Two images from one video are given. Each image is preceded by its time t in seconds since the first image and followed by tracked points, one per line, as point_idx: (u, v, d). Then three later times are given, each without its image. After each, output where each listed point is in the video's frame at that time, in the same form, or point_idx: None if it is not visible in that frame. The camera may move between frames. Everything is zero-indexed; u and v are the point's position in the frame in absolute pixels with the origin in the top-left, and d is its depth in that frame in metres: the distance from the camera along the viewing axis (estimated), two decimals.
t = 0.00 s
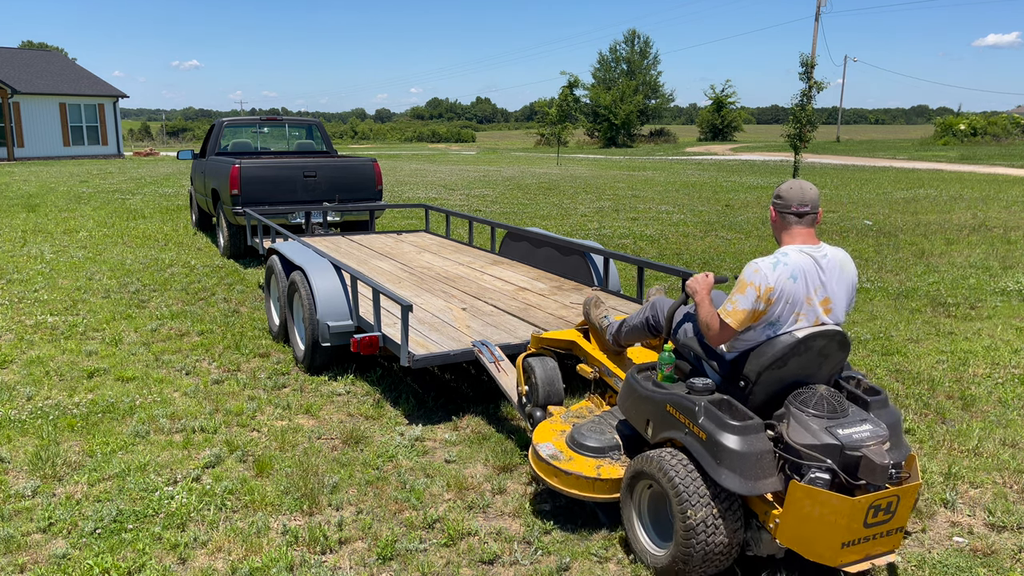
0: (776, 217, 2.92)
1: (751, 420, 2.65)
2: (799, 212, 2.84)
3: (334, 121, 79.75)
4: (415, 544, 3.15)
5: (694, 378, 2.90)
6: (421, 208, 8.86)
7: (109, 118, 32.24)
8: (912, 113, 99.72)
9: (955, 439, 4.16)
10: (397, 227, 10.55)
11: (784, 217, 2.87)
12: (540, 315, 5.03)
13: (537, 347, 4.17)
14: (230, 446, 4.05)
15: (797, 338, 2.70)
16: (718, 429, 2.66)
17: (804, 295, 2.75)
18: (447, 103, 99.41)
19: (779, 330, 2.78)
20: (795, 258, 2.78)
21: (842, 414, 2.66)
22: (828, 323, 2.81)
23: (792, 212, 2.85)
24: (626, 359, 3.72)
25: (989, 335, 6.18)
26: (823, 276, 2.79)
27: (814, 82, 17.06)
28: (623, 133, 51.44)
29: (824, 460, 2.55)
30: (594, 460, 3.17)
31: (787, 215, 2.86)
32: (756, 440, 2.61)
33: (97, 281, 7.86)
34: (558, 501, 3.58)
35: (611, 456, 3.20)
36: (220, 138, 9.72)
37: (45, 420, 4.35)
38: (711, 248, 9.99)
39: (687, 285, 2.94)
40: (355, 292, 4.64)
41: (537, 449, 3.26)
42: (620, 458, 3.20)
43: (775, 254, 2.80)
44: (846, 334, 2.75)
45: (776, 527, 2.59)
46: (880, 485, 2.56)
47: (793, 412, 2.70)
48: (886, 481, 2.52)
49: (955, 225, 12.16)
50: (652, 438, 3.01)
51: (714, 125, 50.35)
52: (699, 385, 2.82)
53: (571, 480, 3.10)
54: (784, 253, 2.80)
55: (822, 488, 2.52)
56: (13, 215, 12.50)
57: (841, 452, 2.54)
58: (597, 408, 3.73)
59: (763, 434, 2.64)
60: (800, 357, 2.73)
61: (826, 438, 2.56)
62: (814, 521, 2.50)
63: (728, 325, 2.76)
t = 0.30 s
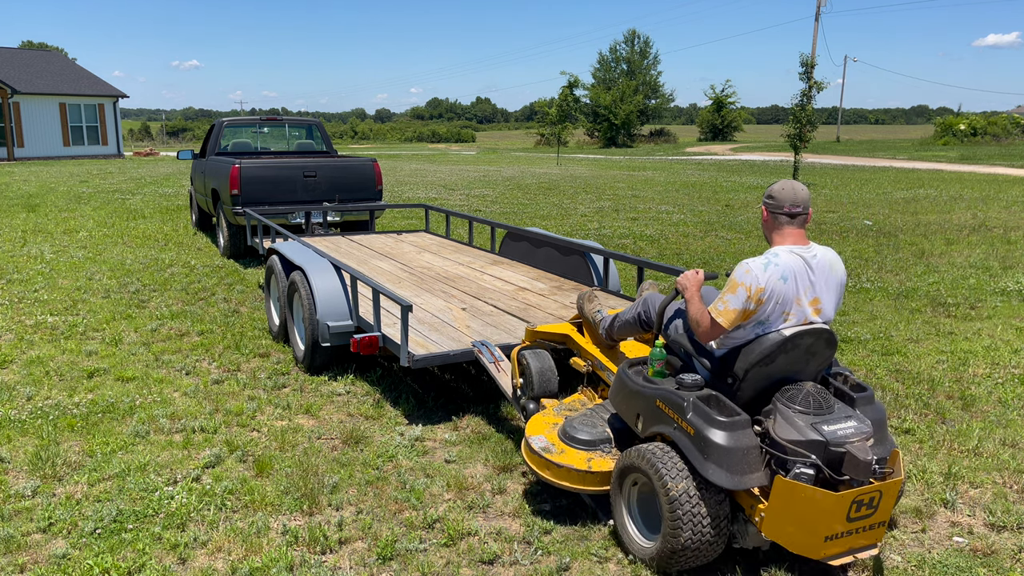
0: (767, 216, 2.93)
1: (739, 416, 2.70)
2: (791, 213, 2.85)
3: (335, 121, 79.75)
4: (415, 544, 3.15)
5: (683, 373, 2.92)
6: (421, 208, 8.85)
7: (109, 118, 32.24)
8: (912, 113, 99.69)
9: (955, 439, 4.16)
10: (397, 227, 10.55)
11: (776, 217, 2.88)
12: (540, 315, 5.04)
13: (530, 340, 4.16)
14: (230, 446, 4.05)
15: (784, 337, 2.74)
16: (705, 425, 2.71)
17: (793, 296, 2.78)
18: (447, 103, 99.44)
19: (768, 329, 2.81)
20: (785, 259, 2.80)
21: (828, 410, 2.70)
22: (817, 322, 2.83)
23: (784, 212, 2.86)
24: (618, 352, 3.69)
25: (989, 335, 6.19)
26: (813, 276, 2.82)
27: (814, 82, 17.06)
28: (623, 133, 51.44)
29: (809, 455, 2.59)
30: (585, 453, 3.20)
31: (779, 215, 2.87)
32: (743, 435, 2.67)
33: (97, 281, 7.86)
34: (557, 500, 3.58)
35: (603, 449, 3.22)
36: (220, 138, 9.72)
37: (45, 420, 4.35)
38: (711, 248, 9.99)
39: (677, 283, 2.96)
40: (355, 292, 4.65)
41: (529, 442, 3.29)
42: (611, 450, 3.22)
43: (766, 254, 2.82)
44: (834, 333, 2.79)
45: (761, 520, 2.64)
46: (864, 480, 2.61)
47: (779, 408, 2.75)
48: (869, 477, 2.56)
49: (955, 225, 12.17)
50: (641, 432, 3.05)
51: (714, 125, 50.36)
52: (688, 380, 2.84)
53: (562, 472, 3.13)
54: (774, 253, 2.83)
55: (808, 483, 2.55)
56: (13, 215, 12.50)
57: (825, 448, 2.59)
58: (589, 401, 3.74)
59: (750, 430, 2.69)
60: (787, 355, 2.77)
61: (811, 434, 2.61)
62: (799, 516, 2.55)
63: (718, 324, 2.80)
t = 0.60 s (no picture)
0: (755, 215, 2.96)
1: (726, 412, 2.77)
2: (779, 212, 2.89)
3: (335, 121, 79.77)
4: (415, 544, 3.15)
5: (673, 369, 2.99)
6: (421, 208, 8.85)
7: (109, 119, 32.23)
8: (912, 113, 99.69)
9: (956, 439, 4.16)
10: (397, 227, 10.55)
11: (764, 216, 2.92)
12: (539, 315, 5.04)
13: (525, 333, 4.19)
14: (230, 446, 4.05)
15: (771, 334, 2.77)
16: (693, 420, 2.78)
17: (780, 293, 2.81)
18: (447, 103, 99.47)
19: (755, 327, 2.85)
20: (772, 257, 2.84)
21: (813, 406, 2.79)
22: (804, 319, 2.87)
23: (772, 212, 2.90)
24: (613, 345, 3.76)
25: (989, 335, 6.18)
26: (799, 274, 2.85)
27: (814, 82, 17.08)
28: (623, 133, 51.43)
29: (793, 451, 2.68)
30: (576, 445, 3.26)
31: (767, 214, 2.91)
32: (729, 430, 2.74)
33: (97, 281, 7.86)
34: (557, 500, 3.59)
35: (593, 441, 3.30)
36: (220, 138, 9.72)
37: (45, 420, 4.35)
38: (711, 249, 9.99)
39: (669, 279, 2.97)
40: (355, 292, 4.64)
41: (522, 434, 3.35)
42: (602, 444, 3.29)
43: (753, 252, 2.86)
44: (820, 330, 2.82)
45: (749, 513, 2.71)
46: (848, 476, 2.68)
47: (766, 403, 2.82)
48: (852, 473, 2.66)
49: (955, 225, 12.16)
50: (631, 426, 3.11)
51: (714, 125, 50.34)
52: (677, 376, 2.92)
53: (553, 464, 3.20)
54: (761, 252, 2.86)
55: (792, 477, 2.63)
56: (13, 215, 12.50)
57: (809, 444, 2.68)
58: (582, 393, 3.80)
59: (736, 425, 2.77)
60: (775, 352, 2.80)
61: (796, 430, 2.70)
62: (782, 510, 2.63)
63: (706, 321, 2.83)
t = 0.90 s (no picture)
0: (746, 214, 3.02)
1: (714, 407, 2.82)
2: (769, 212, 2.94)
3: (335, 121, 79.79)
4: (415, 544, 3.15)
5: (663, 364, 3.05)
6: (421, 208, 8.84)
7: (109, 119, 32.22)
8: (912, 113, 99.67)
9: (956, 439, 4.16)
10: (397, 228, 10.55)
11: (754, 216, 2.97)
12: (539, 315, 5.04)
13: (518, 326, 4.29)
14: (230, 446, 4.05)
15: (760, 331, 2.82)
16: (681, 415, 2.83)
17: (769, 291, 2.87)
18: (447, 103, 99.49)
19: (744, 324, 2.90)
20: (761, 255, 2.89)
21: (800, 403, 2.83)
22: (792, 317, 2.92)
23: (762, 211, 2.95)
24: (605, 338, 3.81)
25: (989, 335, 6.18)
26: (788, 273, 2.91)
27: (814, 82, 17.09)
28: (623, 133, 51.40)
29: (779, 446, 2.72)
30: (568, 438, 3.34)
31: (757, 214, 2.96)
32: (717, 425, 2.79)
33: (97, 281, 7.86)
34: (558, 500, 3.58)
35: (585, 434, 3.36)
36: (220, 138, 9.71)
37: (45, 420, 4.35)
38: (711, 249, 9.98)
39: (658, 275, 3.02)
40: (355, 292, 4.64)
41: (514, 426, 3.42)
42: (593, 436, 3.36)
43: (743, 250, 2.91)
44: (809, 328, 2.86)
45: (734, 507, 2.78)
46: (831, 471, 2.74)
47: (754, 400, 2.87)
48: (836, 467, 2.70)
49: (955, 225, 12.16)
50: (623, 419, 3.17)
51: (714, 125, 50.32)
52: (667, 371, 2.97)
53: (545, 456, 3.28)
54: (752, 250, 2.91)
55: (778, 473, 2.67)
56: (13, 215, 12.49)
57: (795, 440, 2.71)
58: (575, 385, 3.88)
59: (724, 421, 2.81)
60: (763, 349, 2.85)
61: (782, 426, 2.74)
62: (768, 504, 2.68)
63: (696, 317, 2.88)
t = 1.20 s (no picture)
0: (737, 212, 3.06)
1: (702, 402, 2.88)
2: (760, 209, 2.98)
3: (335, 121, 79.81)
4: (415, 544, 3.15)
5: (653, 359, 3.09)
6: (421, 208, 8.84)
7: (109, 119, 32.21)
8: (912, 113, 99.66)
9: (956, 439, 4.16)
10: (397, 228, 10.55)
11: (745, 213, 3.01)
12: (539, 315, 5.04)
13: (514, 320, 4.34)
14: (230, 446, 4.05)
15: (749, 327, 2.88)
16: (671, 409, 2.88)
17: (759, 287, 2.92)
18: (447, 104, 99.51)
19: (733, 320, 2.96)
20: (752, 252, 2.94)
21: (787, 398, 2.91)
22: (781, 314, 2.98)
23: (753, 209, 2.99)
24: (597, 333, 3.85)
25: (989, 335, 6.18)
26: (778, 270, 2.96)
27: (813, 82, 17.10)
28: (623, 133, 51.40)
29: (766, 440, 2.80)
30: (560, 430, 3.37)
31: (748, 211, 3.00)
32: (705, 420, 2.85)
33: (97, 281, 7.86)
34: (558, 500, 3.58)
35: (577, 427, 3.39)
36: (220, 138, 9.71)
37: (45, 420, 4.35)
38: (711, 249, 9.98)
39: (651, 270, 3.11)
40: (355, 292, 4.65)
41: (507, 418, 3.46)
42: (585, 429, 3.39)
43: (734, 248, 2.97)
44: (797, 324, 2.92)
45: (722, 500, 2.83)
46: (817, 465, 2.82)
47: (742, 395, 2.95)
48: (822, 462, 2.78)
49: (955, 225, 12.15)
50: (613, 413, 3.21)
51: (714, 125, 50.32)
52: (657, 365, 3.01)
53: (537, 448, 3.31)
54: (742, 247, 2.97)
55: (766, 466, 2.74)
56: (13, 215, 12.50)
57: (781, 434, 2.80)
58: (567, 378, 3.89)
59: (713, 415, 2.88)
60: (752, 344, 2.91)
61: (769, 420, 2.82)
62: (755, 498, 2.75)
63: (687, 312, 2.93)
